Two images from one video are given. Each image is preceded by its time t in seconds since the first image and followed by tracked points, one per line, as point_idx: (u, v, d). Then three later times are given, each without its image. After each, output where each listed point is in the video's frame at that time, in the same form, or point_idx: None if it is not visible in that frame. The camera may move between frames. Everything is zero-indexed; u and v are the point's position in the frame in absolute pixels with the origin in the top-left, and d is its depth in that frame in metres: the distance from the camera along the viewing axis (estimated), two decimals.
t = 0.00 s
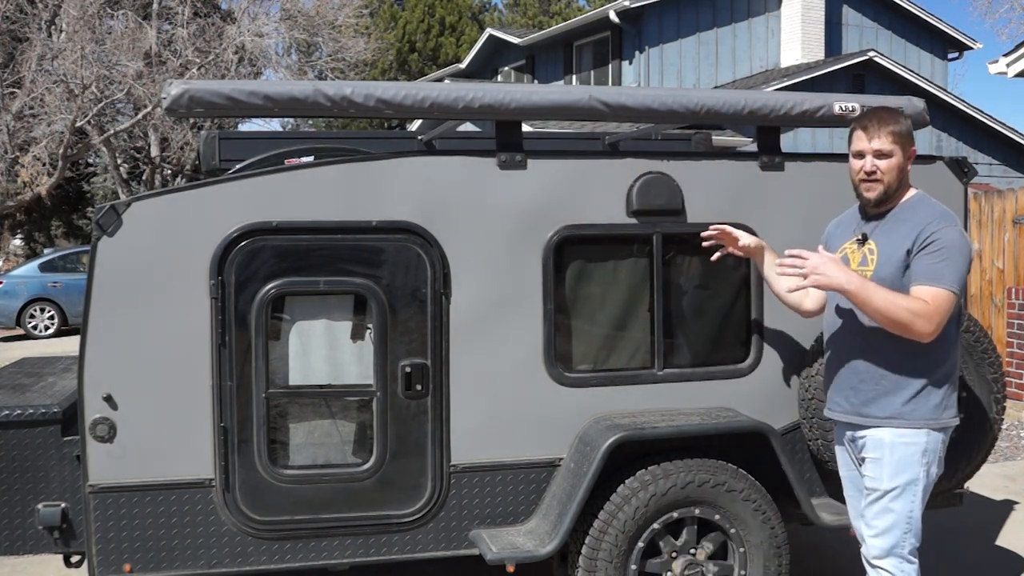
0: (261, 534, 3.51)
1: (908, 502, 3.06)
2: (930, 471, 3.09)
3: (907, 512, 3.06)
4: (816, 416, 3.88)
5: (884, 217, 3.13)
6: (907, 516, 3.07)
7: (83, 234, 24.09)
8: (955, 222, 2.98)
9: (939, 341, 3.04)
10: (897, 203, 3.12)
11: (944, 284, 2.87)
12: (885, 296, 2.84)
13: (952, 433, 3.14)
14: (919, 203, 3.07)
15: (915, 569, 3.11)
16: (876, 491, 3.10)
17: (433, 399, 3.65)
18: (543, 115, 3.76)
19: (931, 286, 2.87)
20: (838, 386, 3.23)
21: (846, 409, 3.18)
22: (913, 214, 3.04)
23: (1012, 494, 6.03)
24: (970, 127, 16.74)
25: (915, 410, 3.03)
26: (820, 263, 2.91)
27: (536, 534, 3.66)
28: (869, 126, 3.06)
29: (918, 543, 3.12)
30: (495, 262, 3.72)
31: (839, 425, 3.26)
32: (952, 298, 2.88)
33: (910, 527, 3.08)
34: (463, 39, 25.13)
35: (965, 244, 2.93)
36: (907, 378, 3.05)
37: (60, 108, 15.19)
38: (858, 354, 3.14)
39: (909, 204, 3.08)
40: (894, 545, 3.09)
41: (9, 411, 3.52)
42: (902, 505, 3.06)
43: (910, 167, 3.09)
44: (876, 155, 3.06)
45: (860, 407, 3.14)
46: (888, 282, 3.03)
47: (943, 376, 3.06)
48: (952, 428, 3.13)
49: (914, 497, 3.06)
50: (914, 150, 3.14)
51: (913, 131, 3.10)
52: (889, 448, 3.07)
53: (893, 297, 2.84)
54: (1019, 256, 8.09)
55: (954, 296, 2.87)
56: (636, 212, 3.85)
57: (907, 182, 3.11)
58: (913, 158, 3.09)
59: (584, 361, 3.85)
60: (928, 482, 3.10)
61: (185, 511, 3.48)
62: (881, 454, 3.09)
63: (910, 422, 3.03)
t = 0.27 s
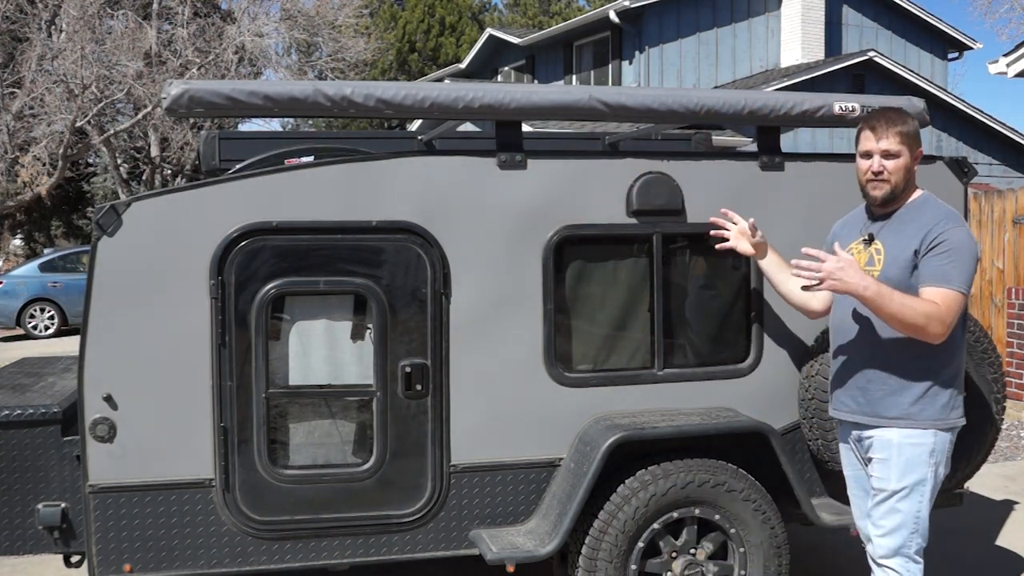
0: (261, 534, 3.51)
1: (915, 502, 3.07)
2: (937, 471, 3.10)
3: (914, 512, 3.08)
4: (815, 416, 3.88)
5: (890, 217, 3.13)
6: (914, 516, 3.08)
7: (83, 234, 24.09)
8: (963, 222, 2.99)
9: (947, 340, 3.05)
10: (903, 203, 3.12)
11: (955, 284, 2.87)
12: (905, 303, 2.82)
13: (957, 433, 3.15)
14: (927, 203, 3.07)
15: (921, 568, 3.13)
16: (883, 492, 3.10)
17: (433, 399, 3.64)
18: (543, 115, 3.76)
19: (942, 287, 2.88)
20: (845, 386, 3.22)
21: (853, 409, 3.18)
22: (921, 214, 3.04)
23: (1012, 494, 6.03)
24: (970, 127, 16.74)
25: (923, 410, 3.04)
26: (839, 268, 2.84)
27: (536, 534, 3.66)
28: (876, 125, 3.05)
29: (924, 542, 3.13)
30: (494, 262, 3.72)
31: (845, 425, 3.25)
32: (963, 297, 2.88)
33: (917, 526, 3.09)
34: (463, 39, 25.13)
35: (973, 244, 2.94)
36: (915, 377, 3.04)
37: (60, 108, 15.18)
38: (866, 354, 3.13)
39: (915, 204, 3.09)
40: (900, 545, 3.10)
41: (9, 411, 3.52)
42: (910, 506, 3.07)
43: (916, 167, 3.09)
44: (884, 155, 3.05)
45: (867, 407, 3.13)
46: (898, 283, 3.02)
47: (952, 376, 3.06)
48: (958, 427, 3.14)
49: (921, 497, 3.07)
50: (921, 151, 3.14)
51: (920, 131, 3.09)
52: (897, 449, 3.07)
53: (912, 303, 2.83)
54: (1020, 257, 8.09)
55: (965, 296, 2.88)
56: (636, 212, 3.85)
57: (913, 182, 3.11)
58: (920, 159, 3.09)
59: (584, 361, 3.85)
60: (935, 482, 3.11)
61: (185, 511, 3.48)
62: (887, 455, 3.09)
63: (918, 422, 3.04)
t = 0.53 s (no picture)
0: (261, 534, 3.51)
1: (919, 502, 3.07)
2: (942, 471, 3.10)
3: (918, 512, 3.07)
4: (816, 416, 3.88)
5: (896, 218, 3.13)
6: (918, 516, 3.08)
7: (83, 234, 24.10)
8: (969, 224, 2.99)
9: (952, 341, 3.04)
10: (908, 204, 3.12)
11: (964, 287, 2.87)
12: (910, 317, 2.83)
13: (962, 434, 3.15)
14: (932, 205, 3.07)
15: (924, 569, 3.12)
16: (887, 492, 3.11)
17: (433, 399, 3.64)
18: (543, 114, 3.76)
19: (952, 291, 2.88)
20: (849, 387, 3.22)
21: (858, 411, 3.18)
22: (926, 216, 3.04)
23: (1012, 494, 6.03)
24: (970, 127, 16.74)
25: (928, 411, 3.04)
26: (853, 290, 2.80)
27: (536, 534, 3.66)
28: (881, 126, 3.06)
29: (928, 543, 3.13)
30: (494, 263, 3.72)
31: (850, 425, 3.25)
32: (972, 300, 2.89)
33: (921, 527, 3.09)
34: (463, 39, 25.13)
35: (980, 247, 2.94)
36: (920, 379, 3.04)
37: (60, 108, 15.18)
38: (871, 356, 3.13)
39: (920, 205, 3.08)
40: (904, 545, 3.10)
41: (9, 411, 3.52)
42: (914, 506, 3.07)
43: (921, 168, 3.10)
44: (889, 155, 3.06)
45: (872, 409, 3.13)
46: (905, 285, 3.02)
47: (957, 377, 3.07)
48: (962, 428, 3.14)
49: (925, 497, 3.07)
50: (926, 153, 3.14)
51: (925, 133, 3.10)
52: (901, 449, 3.07)
53: (917, 316, 2.84)
54: (1020, 257, 8.08)
55: (974, 299, 2.89)
56: (636, 212, 3.85)
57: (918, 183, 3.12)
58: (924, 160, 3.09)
59: (584, 361, 3.85)
60: (940, 482, 3.11)
61: (185, 511, 3.48)
62: (892, 455, 3.09)
63: (922, 423, 3.04)
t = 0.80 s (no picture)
0: (261, 534, 3.51)
1: (922, 502, 3.07)
2: (944, 472, 3.10)
3: (920, 513, 3.08)
4: (816, 416, 3.88)
5: (900, 219, 3.12)
6: (920, 517, 3.08)
7: (83, 234, 24.10)
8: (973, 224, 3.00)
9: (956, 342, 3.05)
10: (912, 205, 3.12)
11: (972, 289, 2.88)
12: (918, 322, 2.85)
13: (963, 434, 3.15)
14: (935, 206, 3.07)
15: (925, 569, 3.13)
16: (890, 492, 3.11)
17: (433, 399, 3.64)
18: (543, 114, 3.76)
19: (960, 293, 2.88)
20: (852, 387, 3.21)
21: (861, 411, 3.17)
22: (930, 217, 3.04)
23: (1012, 494, 6.03)
24: (970, 127, 16.74)
25: (931, 411, 3.04)
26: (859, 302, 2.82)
27: (536, 534, 3.66)
28: (885, 127, 3.06)
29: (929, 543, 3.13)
30: (494, 263, 3.72)
31: (851, 425, 3.25)
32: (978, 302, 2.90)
33: (922, 527, 3.09)
34: (463, 39, 25.13)
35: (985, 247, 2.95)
36: (923, 380, 3.04)
37: (60, 108, 15.18)
38: (874, 357, 3.12)
39: (924, 207, 3.09)
40: (906, 545, 3.10)
41: (9, 411, 3.52)
42: (916, 506, 3.07)
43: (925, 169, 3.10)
44: (893, 157, 3.05)
45: (875, 409, 3.13)
46: (910, 287, 3.02)
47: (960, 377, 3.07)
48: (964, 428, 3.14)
49: (927, 497, 3.07)
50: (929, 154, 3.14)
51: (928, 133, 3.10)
52: (904, 449, 3.07)
53: (924, 320, 2.85)
54: (1020, 257, 8.08)
55: (981, 300, 2.90)
56: (636, 212, 3.85)
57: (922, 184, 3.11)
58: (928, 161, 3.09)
59: (584, 361, 3.85)
60: (942, 483, 3.11)
61: (184, 511, 3.48)
62: (895, 456, 3.09)
63: (925, 424, 3.04)
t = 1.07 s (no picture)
0: (261, 534, 3.51)
1: (927, 503, 3.07)
2: (948, 472, 3.11)
3: (926, 513, 3.08)
4: (816, 416, 3.88)
5: (902, 220, 3.12)
6: (926, 517, 3.08)
7: (83, 234, 24.11)
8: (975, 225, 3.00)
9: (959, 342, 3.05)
10: (913, 205, 3.12)
11: (978, 291, 2.88)
12: (925, 328, 2.86)
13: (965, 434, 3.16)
14: (937, 207, 3.07)
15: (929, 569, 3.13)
16: (895, 492, 3.10)
17: (433, 399, 3.64)
18: (543, 114, 3.76)
19: (966, 295, 2.89)
20: (855, 388, 3.21)
21: (864, 412, 3.17)
22: (933, 218, 3.04)
23: (1012, 494, 6.03)
24: (970, 127, 16.74)
25: (935, 412, 3.04)
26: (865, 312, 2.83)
27: (536, 534, 3.66)
28: (886, 129, 3.05)
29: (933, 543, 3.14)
30: (494, 263, 3.72)
31: (853, 426, 3.25)
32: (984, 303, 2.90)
33: (927, 527, 3.10)
34: (463, 39, 25.13)
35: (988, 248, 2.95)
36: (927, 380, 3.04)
37: (60, 108, 15.17)
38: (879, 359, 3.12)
39: (926, 207, 3.09)
40: (911, 545, 3.10)
41: (9, 411, 3.52)
42: (922, 506, 3.07)
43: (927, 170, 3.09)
44: (894, 159, 3.05)
45: (879, 410, 3.12)
46: (914, 289, 3.02)
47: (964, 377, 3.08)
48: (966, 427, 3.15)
49: (933, 498, 3.07)
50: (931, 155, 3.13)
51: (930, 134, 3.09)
52: (909, 450, 3.07)
53: (931, 326, 2.86)
54: (1020, 257, 8.07)
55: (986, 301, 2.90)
56: (636, 212, 3.85)
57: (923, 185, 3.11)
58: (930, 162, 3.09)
59: (584, 361, 3.85)
60: (946, 483, 3.12)
61: (184, 511, 3.48)
62: (900, 456, 3.09)
63: (930, 424, 3.04)
